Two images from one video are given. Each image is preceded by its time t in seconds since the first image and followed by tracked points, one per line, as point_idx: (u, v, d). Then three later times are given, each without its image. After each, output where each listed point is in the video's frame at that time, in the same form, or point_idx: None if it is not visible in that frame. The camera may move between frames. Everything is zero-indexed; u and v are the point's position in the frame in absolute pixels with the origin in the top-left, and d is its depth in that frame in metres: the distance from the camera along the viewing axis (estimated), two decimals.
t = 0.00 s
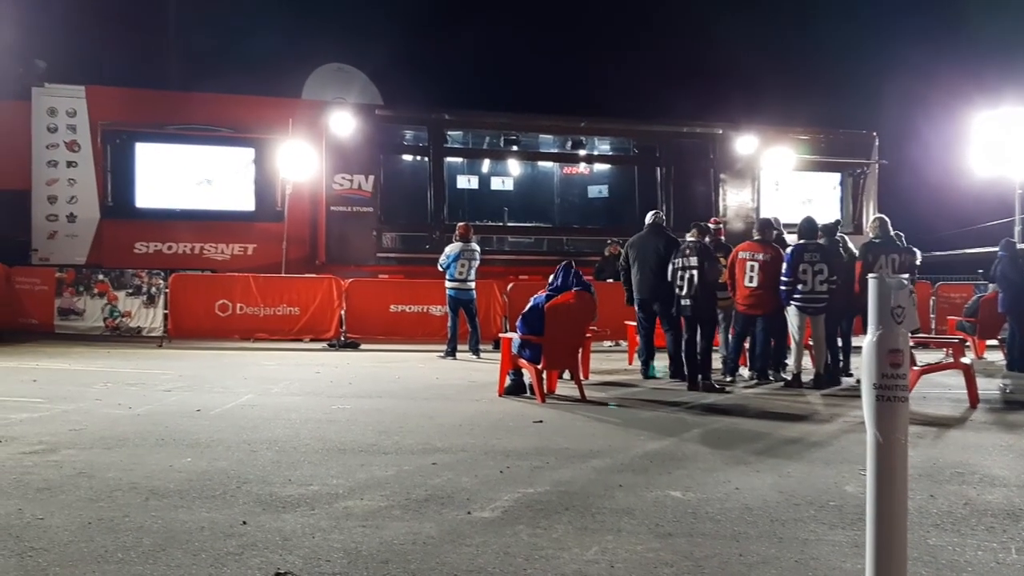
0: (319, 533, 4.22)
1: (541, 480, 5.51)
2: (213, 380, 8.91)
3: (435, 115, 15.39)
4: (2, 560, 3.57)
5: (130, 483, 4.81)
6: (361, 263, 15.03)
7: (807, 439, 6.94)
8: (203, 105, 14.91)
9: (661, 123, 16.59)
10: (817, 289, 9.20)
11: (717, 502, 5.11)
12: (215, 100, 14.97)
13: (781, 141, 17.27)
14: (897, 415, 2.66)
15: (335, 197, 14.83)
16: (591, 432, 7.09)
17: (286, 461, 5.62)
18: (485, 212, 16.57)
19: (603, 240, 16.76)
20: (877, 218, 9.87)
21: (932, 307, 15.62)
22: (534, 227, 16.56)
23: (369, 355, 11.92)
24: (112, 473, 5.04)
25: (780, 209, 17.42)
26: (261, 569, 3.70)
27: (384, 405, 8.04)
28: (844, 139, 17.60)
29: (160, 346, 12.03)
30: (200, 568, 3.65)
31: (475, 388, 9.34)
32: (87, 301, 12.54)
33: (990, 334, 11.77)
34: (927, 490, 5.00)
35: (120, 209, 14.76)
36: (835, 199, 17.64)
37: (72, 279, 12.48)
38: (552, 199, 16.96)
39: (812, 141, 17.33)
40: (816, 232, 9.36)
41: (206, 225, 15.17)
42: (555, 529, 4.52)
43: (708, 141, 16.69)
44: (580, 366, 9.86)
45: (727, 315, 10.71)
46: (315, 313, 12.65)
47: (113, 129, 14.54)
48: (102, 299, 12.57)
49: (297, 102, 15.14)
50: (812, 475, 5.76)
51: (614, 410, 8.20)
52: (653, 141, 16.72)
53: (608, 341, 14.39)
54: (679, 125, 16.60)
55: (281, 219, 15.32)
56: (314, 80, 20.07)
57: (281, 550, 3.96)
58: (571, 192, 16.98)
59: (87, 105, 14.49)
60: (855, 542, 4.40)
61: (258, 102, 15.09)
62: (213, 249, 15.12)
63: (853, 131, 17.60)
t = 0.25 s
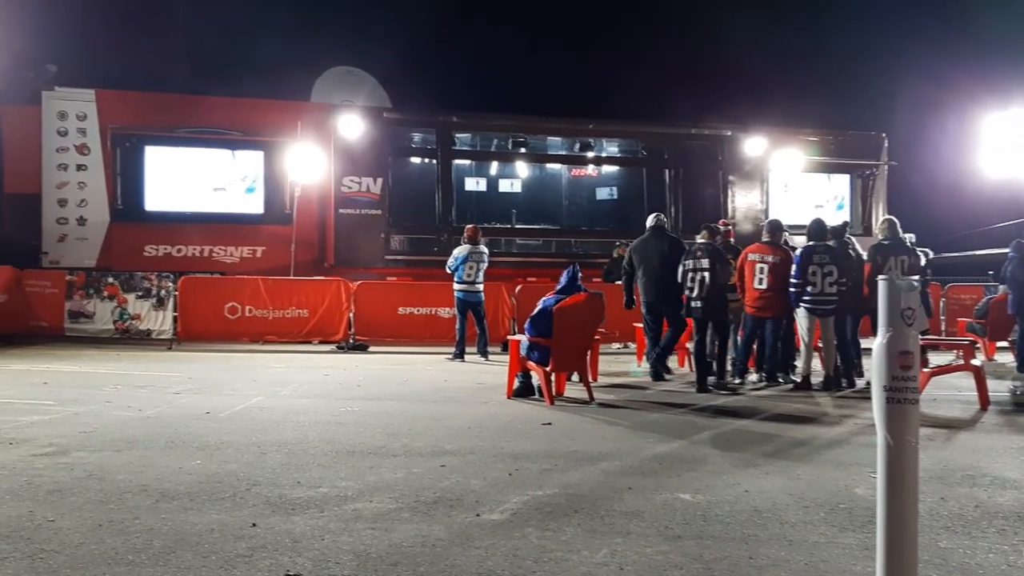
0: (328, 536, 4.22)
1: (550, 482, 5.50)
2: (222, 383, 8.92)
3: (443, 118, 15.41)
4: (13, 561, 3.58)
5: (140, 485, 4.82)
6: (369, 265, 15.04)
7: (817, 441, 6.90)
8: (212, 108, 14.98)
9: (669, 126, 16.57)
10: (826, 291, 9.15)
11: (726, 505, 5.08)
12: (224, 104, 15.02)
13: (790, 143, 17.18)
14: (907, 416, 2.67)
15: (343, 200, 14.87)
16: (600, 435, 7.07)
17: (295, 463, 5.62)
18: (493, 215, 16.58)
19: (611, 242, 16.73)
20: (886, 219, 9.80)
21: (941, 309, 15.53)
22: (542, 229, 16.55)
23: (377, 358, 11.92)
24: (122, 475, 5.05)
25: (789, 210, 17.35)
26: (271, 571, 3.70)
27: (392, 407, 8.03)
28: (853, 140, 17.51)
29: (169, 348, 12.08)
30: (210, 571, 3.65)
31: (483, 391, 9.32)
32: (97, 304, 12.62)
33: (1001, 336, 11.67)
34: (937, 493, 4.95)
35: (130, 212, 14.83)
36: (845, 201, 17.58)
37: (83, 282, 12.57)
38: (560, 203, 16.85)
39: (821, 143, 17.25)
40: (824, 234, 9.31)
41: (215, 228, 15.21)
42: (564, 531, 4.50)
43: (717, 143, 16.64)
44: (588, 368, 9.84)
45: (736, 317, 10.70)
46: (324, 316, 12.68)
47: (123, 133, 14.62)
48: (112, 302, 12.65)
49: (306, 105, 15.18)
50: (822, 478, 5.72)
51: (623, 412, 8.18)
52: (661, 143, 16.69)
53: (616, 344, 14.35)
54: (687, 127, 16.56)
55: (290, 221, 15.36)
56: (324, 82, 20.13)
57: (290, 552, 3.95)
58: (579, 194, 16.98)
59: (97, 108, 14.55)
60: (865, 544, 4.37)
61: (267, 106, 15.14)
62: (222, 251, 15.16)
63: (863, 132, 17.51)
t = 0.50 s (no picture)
0: (340, 536, 4.21)
1: (562, 483, 5.47)
2: (234, 384, 8.94)
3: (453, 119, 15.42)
4: (26, 562, 3.58)
5: (152, 486, 4.83)
6: (379, 266, 15.08)
7: (829, 442, 6.85)
8: (223, 110, 15.04)
9: (679, 126, 16.52)
10: (837, 291, 9.10)
11: (739, 506, 5.04)
12: (234, 106, 15.08)
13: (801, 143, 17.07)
14: (920, 416, 2.69)
15: (354, 202, 14.92)
16: (611, 435, 7.04)
17: (306, 464, 5.63)
18: (503, 215, 16.57)
19: (622, 243, 16.68)
20: (897, 219, 9.74)
21: (954, 310, 15.40)
22: (552, 230, 16.53)
23: (388, 359, 11.94)
24: (135, 475, 5.06)
25: (801, 210, 17.25)
26: (282, 572, 3.69)
27: (403, 408, 8.03)
28: (864, 140, 17.40)
29: (181, 350, 12.13)
30: (223, 571, 3.65)
31: (494, 392, 9.31)
32: (109, 305, 12.68)
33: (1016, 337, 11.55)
34: (951, 494, 4.90)
35: (142, 215, 14.91)
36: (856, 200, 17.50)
37: (95, 283, 12.62)
38: (570, 203, 16.85)
39: (832, 143, 17.16)
40: (836, 234, 9.25)
41: (227, 229, 15.26)
42: (576, 532, 4.48)
43: (727, 143, 16.58)
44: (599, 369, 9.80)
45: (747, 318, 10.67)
46: (334, 317, 12.70)
47: (135, 135, 14.70)
48: (124, 303, 12.73)
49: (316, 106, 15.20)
50: (835, 479, 5.67)
51: (634, 413, 8.15)
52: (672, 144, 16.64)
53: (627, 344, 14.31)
54: (698, 128, 16.51)
55: (301, 223, 15.39)
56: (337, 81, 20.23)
57: (302, 552, 3.95)
58: (589, 195, 16.91)
59: (108, 111, 14.63)
60: (878, 546, 4.33)
61: (277, 107, 15.18)
62: (233, 253, 15.21)
63: (874, 131, 17.41)
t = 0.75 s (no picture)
0: (357, 536, 4.21)
1: (578, 483, 5.45)
2: (250, 385, 8.98)
3: (467, 119, 15.44)
4: (46, 561, 3.59)
5: (170, 486, 4.85)
6: (394, 267, 15.14)
7: (847, 442, 6.78)
8: (238, 112, 15.10)
9: (694, 125, 16.45)
10: (855, 291, 9.00)
11: (756, 506, 5.00)
12: (249, 108, 15.13)
13: (817, 142, 16.93)
14: (940, 417, 2.66)
15: (368, 203, 15.02)
16: (627, 436, 7.01)
17: (323, 464, 5.64)
18: (518, 216, 16.57)
19: (637, 243, 16.62)
20: (914, 218, 9.60)
21: (972, 309, 15.23)
22: (567, 230, 16.50)
23: (403, 359, 11.96)
24: (153, 476, 5.08)
25: (817, 210, 17.16)
26: (300, 571, 3.69)
27: (418, 409, 8.03)
28: (881, 138, 17.27)
29: (198, 351, 12.20)
30: (241, 571, 3.66)
31: (509, 392, 9.30)
32: (126, 307, 12.75)
33: None
34: (971, 494, 4.83)
35: (158, 216, 15.00)
36: (873, 200, 17.39)
37: (112, 285, 12.68)
38: (584, 202, 16.78)
39: (849, 142, 17.03)
40: (852, 233, 9.14)
41: (243, 231, 15.33)
42: (592, 532, 4.45)
43: (743, 142, 16.50)
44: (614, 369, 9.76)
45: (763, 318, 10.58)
46: (349, 318, 12.74)
47: (151, 138, 14.80)
48: (142, 304, 12.81)
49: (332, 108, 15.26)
50: (852, 479, 5.61)
51: (650, 413, 8.11)
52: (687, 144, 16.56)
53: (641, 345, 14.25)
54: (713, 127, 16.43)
55: (317, 224, 15.46)
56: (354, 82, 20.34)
57: (319, 552, 3.95)
58: (604, 195, 16.87)
59: (125, 114, 14.72)
60: (897, 546, 4.27)
61: (292, 108, 15.21)
62: (249, 254, 15.28)
63: (891, 130, 17.26)
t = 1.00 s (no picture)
0: (372, 534, 4.20)
1: (592, 482, 5.42)
2: (265, 384, 9.01)
3: (481, 118, 15.45)
4: (65, 558, 3.61)
5: (187, 484, 4.88)
6: (408, 267, 15.21)
7: (864, 440, 6.71)
8: (253, 112, 15.16)
9: (708, 123, 16.37)
10: (871, 288, 8.92)
11: (771, 505, 4.95)
12: (264, 108, 15.18)
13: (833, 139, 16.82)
14: (957, 415, 2.64)
15: (382, 202, 15.11)
16: (642, 435, 6.97)
17: (338, 463, 5.65)
18: (532, 214, 16.54)
19: (651, 242, 16.56)
20: (930, 215, 9.50)
21: (990, 306, 15.05)
22: (580, 229, 16.45)
23: (417, 358, 11.97)
24: (170, 474, 5.11)
25: (832, 208, 17.00)
26: (316, 569, 3.69)
27: (433, 408, 8.03)
28: (897, 135, 17.15)
29: (213, 350, 12.27)
30: (258, 569, 3.66)
31: (524, 391, 9.28)
32: (143, 306, 12.83)
33: None
34: (990, 493, 4.76)
35: (174, 216, 15.08)
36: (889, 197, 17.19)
37: (128, 285, 12.77)
38: (599, 200, 16.76)
39: (864, 138, 16.92)
40: (869, 231, 9.04)
41: (258, 230, 15.39)
42: (607, 531, 4.43)
43: (757, 139, 16.42)
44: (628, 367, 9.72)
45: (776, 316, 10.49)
46: (364, 317, 12.77)
47: (167, 138, 14.87)
48: (157, 304, 12.88)
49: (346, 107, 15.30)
50: (869, 478, 5.55)
51: (665, 411, 8.07)
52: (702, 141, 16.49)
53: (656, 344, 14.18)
54: (728, 125, 16.34)
55: (330, 224, 15.50)
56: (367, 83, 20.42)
57: (335, 550, 3.95)
58: (618, 193, 16.80)
59: (141, 114, 14.81)
60: (915, 545, 4.22)
61: (306, 108, 15.25)
62: (264, 254, 15.35)
63: (907, 127, 17.18)
